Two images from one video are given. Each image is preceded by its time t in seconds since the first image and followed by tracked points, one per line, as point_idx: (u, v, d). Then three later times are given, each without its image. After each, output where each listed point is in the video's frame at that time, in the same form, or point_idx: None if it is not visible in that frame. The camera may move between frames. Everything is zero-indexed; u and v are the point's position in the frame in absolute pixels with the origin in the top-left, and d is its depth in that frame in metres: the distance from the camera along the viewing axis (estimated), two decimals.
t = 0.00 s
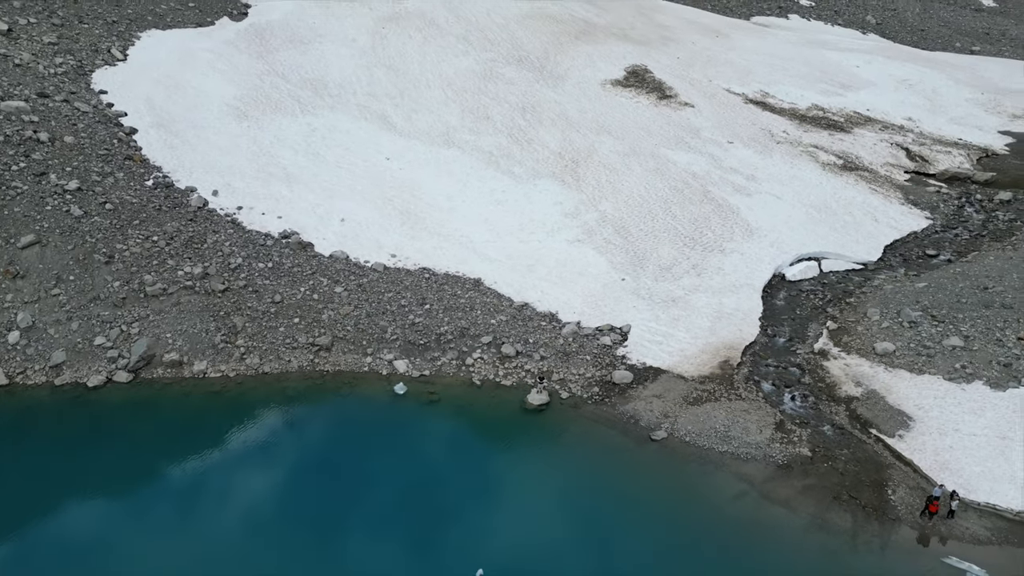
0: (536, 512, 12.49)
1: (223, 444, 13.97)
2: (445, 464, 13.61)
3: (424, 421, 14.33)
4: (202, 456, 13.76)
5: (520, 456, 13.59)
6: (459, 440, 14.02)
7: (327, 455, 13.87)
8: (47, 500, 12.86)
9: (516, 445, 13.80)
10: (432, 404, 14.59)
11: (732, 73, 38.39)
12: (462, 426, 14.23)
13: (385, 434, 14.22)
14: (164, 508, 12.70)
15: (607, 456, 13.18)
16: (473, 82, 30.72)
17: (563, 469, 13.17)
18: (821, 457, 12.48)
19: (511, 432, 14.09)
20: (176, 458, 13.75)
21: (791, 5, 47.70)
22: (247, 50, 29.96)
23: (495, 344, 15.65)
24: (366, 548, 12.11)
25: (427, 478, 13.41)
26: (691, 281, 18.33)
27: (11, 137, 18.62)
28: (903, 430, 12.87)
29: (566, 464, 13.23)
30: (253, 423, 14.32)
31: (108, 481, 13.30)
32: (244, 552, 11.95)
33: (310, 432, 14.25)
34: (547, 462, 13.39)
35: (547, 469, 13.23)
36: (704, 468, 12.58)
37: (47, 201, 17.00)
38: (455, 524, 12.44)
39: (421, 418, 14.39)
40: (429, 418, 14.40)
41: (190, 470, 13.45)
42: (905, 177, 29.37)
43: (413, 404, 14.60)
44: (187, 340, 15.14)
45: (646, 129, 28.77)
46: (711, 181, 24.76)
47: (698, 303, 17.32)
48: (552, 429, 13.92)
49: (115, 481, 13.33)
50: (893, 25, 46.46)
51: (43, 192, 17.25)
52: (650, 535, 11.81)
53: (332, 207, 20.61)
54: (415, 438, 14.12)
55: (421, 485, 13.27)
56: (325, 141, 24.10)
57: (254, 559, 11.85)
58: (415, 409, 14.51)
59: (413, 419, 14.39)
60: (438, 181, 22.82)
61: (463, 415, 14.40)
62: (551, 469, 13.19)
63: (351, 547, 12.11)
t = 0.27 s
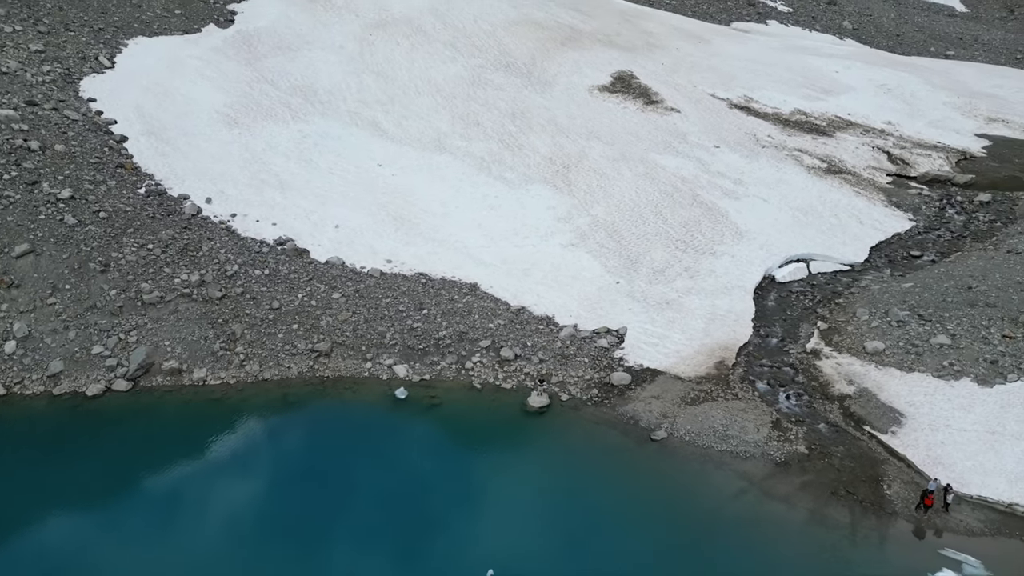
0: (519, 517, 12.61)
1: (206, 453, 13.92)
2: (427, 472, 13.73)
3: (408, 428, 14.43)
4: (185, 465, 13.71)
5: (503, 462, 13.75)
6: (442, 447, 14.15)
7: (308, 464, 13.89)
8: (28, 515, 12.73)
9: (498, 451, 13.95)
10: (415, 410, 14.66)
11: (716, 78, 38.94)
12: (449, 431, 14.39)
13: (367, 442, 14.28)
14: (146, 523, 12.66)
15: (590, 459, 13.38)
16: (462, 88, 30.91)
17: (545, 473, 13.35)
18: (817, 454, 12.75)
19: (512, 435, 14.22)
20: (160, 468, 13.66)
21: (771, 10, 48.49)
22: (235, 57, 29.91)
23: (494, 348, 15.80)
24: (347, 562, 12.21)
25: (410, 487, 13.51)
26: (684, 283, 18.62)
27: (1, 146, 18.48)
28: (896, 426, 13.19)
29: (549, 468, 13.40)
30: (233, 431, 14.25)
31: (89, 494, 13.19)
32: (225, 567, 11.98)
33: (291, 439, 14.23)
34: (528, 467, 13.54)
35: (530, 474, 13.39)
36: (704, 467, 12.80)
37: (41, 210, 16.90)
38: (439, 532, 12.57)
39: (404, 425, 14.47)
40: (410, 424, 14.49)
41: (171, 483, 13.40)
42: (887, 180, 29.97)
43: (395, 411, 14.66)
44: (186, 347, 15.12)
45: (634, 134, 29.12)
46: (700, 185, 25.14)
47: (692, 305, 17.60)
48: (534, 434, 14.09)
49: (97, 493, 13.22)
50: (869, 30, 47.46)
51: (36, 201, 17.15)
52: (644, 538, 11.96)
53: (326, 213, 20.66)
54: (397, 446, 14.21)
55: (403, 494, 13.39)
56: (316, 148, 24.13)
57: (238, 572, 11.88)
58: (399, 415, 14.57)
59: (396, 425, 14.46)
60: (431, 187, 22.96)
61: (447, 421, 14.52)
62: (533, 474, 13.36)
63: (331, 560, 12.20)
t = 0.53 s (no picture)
0: (505, 521, 12.69)
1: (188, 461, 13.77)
2: (411, 477, 13.75)
3: (395, 435, 14.51)
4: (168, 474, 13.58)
5: (489, 467, 13.86)
6: (427, 453, 14.23)
7: (290, 471, 13.83)
8: (5, 525, 12.49)
9: (483, 457, 14.08)
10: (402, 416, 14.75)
11: (700, 83, 39.48)
12: (438, 438, 14.50)
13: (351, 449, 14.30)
14: (125, 531, 12.48)
15: (575, 463, 13.57)
16: (451, 95, 31.09)
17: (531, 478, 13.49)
18: (813, 451, 13.03)
19: (511, 437, 14.37)
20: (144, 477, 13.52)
21: (752, 17, 49.26)
22: (223, 65, 29.85)
23: (492, 352, 15.94)
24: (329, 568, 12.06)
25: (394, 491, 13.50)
26: (677, 286, 18.90)
27: None
28: (889, 423, 13.52)
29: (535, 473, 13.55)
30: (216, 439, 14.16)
31: (69, 504, 13.00)
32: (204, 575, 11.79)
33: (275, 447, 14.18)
34: (513, 472, 13.68)
35: (515, 479, 13.53)
36: (704, 466, 13.02)
37: (34, 219, 16.80)
38: (425, 535, 12.58)
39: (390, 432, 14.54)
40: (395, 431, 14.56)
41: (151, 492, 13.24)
42: (870, 182, 30.56)
43: (380, 417, 14.71)
44: (184, 355, 15.09)
45: (622, 139, 29.46)
46: (689, 188, 25.50)
47: (686, 307, 17.88)
48: (520, 440, 14.26)
49: (75, 504, 13.02)
50: (844, 35, 48.46)
51: (28, 210, 17.03)
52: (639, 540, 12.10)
53: (321, 220, 20.70)
54: (381, 452, 14.24)
55: (387, 498, 13.37)
56: (308, 154, 24.16)
57: None
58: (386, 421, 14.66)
59: (383, 432, 14.54)
60: (423, 193, 23.08)
61: (433, 428, 14.64)
62: (519, 479, 13.51)
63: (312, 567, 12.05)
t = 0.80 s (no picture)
0: (490, 528, 12.84)
1: (171, 469, 13.71)
2: (393, 485, 13.84)
3: (381, 442, 14.58)
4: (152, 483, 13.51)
5: (473, 473, 13.98)
6: (410, 460, 14.31)
7: (271, 478, 13.81)
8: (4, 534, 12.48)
9: (467, 463, 14.19)
10: (388, 423, 14.85)
11: (683, 88, 39.99)
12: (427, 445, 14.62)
13: (333, 456, 14.32)
14: (104, 543, 12.40)
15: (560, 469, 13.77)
16: (439, 101, 31.23)
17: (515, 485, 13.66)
18: (809, 448, 13.31)
19: (511, 439, 14.50)
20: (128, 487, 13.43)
21: (731, 22, 49.99)
22: (210, 71, 29.74)
23: (490, 355, 16.08)
24: None
25: (376, 500, 13.57)
26: (669, 288, 19.17)
27: None
28: (880, 419, 13.85)
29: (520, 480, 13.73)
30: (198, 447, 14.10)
31: (47, 515, 12.83)
32: None
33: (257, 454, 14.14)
34: (497, 479, 13.82)
35: (499, 485, 13.69)
36: (703, 465, 13.24)
37: (25, 228, 16.67)
38: (407, 544, 12.68)
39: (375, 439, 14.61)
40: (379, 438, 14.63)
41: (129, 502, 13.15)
42: (852, 185, 31.15)
43: (360, 425, 14.77)
44: (182, 363, 15.06)
45: (610, 143, 29.77)
46: (677, 192, 25.85)
47: (679, 309, 18.15)
48: (504, 445, 14.42)
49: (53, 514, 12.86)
50: (820, 40, 49.42)
51: (19, 219, 16.90)
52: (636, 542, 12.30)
53: (314, 226, 20.73)
54: (364, 459, 14.29)
55: (369, 506, 13.43)
56: (299, 161, 24.18)
57: None
58: (372, 428, 14.74)
59: (369, 439, 14.60)
60: (415, 198, 23.18)
61: (419, 434, 14.74)
62: (503, 486, 13.67)
63: None
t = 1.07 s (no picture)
0: (475, 531, 12.89)
1: (152, 480, 13.56)
2: (377, 491, 13.85)
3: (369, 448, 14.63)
4: (134, 492, 13.37)
5: (457, 478, 14.05)
6: (393, 465, 14.35)
7: (251, 486, 13.67)
8: None
9: (454, 467, 14.26)
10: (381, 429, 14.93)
11: (668, 93, 40.48)
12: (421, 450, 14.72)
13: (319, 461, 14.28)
14: (82, 551, 12.23)
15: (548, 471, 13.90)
16: (428, 106, 31.36)
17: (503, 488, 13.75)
18: (804, 445, 13.59)
19: (511, 439, 14.63)
20: (112, 496, 13.29)
21: (711, 28, 50.68)
22: (197, 78, 29.63)
23: (488, 359, 16.21)
24: None
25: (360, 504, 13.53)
26: (662, 291, 19.43)
27: None
28: (872, 417, 14.17)
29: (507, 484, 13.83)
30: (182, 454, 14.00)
31: (24, 526, 12.63)
32: None
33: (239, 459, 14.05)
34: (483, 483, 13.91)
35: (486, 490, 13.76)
36: (701, 464, 13.46)
37: (17, 237, 16.55)
38: (392, 547, 12.68)
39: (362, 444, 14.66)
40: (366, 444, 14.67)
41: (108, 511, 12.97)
42: (835, 187, 31.72)
43: (340, 432, 14.76)
44: (180, 371, 15.01)
45: (598, 148, 30.08)
46: (666, 195, 26.18)
47: (672, 311, 18.42)
48: (492, 449, 14.52)
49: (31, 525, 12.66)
50: (798, 44, 50.35)
51: (10, 228, 16.76)
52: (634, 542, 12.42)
53: (307, 232, 20.74)
54: (349, 465, 14.28)
55: (352, 511, 13.38)
56: (290, 167, 24.17)
57: None
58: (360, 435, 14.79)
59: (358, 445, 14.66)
60: (407, 204, 23.28)
61: (407, 440, 14.84)
62: (488, 489, 13.77)
63: None
